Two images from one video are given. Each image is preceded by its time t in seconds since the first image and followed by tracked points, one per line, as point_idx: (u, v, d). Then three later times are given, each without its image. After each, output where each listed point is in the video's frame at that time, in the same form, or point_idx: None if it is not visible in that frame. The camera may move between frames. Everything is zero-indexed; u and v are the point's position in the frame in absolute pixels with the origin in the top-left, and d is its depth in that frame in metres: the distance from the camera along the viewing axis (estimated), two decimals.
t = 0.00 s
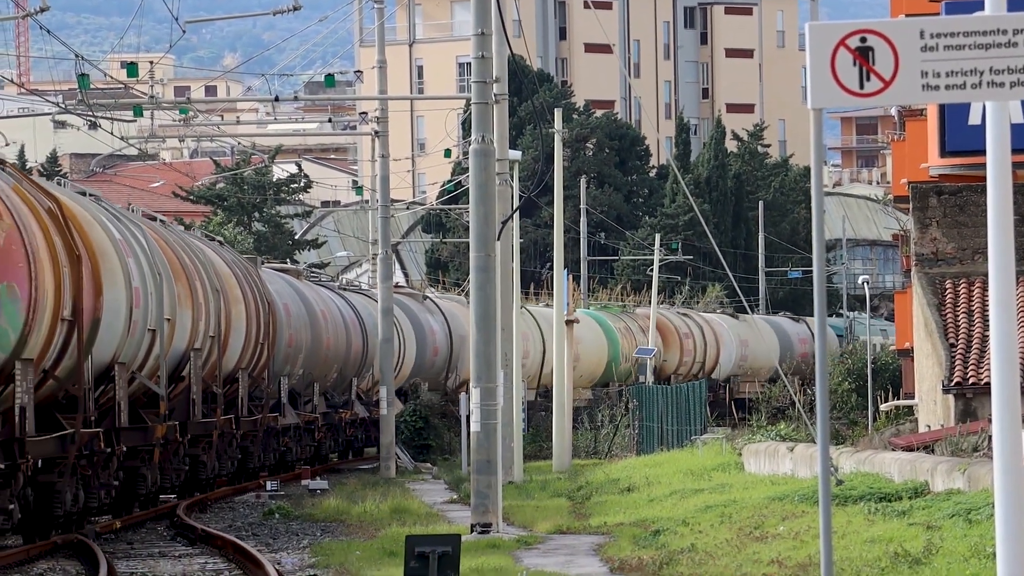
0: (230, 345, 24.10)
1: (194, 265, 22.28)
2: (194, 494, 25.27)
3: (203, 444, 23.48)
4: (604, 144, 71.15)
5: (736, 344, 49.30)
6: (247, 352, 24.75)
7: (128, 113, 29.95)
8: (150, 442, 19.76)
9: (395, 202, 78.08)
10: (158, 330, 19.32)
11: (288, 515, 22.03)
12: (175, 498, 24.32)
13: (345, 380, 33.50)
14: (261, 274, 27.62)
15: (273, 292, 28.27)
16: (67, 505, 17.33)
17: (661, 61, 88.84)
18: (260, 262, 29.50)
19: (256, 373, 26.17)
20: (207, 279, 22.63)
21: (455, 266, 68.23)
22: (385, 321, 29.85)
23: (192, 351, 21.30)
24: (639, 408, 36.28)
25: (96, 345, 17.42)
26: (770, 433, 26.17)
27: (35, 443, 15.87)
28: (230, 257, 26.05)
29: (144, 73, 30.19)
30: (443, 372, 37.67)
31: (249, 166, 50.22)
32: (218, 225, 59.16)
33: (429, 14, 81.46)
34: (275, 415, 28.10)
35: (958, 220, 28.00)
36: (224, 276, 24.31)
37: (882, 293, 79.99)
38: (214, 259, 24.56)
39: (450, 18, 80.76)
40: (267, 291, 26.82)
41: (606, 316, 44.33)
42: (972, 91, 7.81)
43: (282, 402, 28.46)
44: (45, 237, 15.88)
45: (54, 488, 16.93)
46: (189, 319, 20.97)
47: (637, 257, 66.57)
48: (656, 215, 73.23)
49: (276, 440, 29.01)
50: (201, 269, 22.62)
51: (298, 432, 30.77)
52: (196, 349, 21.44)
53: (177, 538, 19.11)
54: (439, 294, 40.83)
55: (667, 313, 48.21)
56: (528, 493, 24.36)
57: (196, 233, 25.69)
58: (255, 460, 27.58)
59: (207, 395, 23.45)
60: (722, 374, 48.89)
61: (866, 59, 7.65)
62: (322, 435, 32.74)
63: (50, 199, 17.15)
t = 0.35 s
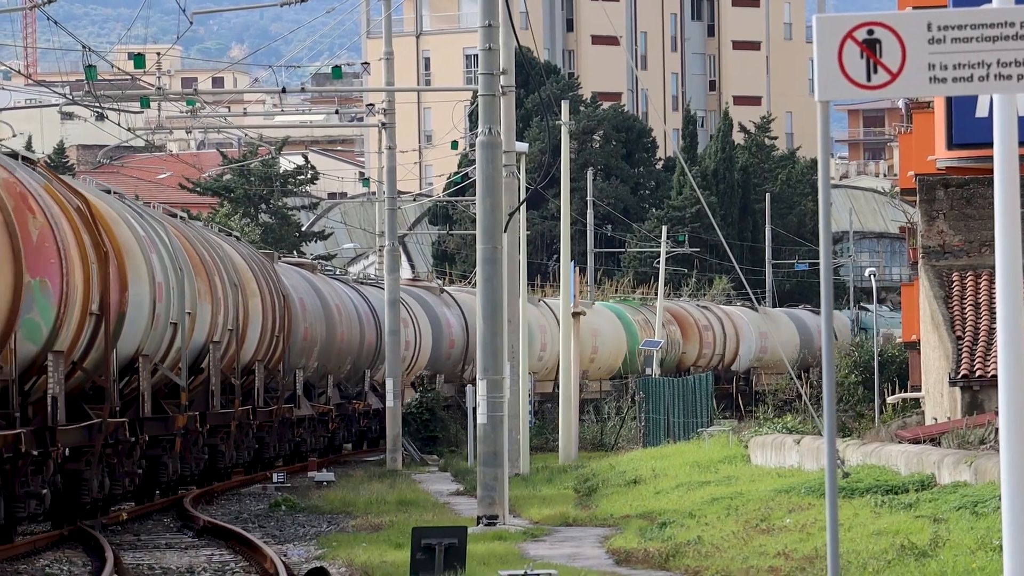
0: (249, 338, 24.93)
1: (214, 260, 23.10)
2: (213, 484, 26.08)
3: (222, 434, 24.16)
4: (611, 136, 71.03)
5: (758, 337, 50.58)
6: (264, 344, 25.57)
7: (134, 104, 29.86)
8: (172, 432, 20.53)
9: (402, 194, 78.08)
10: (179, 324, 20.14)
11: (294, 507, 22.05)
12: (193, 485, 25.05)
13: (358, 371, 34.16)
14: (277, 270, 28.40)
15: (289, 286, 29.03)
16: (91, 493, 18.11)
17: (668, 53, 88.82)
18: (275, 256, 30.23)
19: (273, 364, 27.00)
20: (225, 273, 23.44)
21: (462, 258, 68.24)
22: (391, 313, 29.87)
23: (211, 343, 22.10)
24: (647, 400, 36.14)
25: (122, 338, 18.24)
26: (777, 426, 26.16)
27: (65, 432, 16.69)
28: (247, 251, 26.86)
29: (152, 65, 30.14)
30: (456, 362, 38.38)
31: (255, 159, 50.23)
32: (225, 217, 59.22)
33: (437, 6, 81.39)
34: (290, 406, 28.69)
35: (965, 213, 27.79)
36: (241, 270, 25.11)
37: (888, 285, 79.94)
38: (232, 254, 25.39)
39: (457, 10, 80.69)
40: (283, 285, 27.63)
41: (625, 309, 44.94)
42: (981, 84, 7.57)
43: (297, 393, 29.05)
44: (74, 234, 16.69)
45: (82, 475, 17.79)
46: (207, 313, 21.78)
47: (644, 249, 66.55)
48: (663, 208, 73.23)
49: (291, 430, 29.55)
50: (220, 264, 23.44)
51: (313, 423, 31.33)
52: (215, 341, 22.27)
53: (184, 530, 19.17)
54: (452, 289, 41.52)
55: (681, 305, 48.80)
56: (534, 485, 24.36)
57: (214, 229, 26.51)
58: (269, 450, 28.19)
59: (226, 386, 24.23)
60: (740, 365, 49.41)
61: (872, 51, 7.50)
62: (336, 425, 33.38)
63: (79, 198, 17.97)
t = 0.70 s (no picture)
0: (265, 331, 25.40)
1: (231, 256, 23.55)
2: (231, 473, 26.88)
3: (239, 424, 24.69)
4: (617, 129, 70.98)
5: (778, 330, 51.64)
6: (279, 338, 26.04)
7: (140, 97, 29.85)
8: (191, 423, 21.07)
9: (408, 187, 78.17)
10: (198, 318, 20.58)
11: (300, 500, 22.07)
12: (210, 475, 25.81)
13: (372, 363, 34.57)
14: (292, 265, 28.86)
15: (303, 281, 29.45)
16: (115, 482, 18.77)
17: (674, 46, 88.82)
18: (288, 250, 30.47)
19: (288, 358, 27.46)
20: (241, 269, 23.88)
21: (468, 251, 68.30)
22: (398, 307, 29.87)
23: (228, 337, 22.58)
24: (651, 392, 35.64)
25: (145, 332, 18.68)
26: (782, 419, 26.16)
27: (91, 422, 17.11)
28: (263, 247, 27.32)
29: (157, 58, 30.11)
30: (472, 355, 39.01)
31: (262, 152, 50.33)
32: (231, 209, 59.31)
33: None
34: (304, 399, 29.01)
35: (971, 206, 28.07)
36: (257, 266, 25.56)
37: (894, 278, 79.90)
38: (248, 250, 25.85)
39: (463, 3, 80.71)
40: (297, 279, 28.07)
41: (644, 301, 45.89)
42: (989, 78, 7.10)
43: (312, 386, 29.54)
44: (99, 230, 17.03)
45: (106, 464, 18.36)
46: (224, 308, 22.24)
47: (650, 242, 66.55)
48: (668, 200, 73.25)
49: (305, 422, 30.10)
50: (237, 260, 23.91)
51: (327, 415, 31.87)
52: (233, 335, 22.75)
53: (189, 522, 19.20)
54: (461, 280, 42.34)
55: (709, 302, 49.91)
56: (539, 478, 24.38)
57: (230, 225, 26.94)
58: (284, 442, 28.84)
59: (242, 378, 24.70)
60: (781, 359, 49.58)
61: (878, 44, 7.04)
62: (349, 417, 33.94)
63: (105, 198, 18.34)
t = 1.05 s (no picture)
0: (291, 322, 25.90)
1: (258, 249, 24.04)
2: (255, 459, 27.58)
3: (265, 413, 25.34)
4: (633, 119, 70.94)
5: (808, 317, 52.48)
6: (305, 328, 26.57)
7: (157, 87, 29.86)
8: (219, 410, 21.66)
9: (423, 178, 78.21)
10: (228, 310, 21.08)
11: (316, 489, 22.13)
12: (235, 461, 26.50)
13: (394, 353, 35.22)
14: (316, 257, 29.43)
15: (328, 273, 29.95)
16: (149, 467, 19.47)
17: (690, 36, 88.72)
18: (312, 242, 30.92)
19: (313, 349, 28.00)
20: (269, 262, 24.39)
21: (484, 241, 68.37)
22: (413, 296, 29.86)
23: (257, 328, 23.10)
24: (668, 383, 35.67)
25: (178, 324, 19.17)
26: (798, 409, 26.18)
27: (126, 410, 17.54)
28: (290, 240, 27.85)
29: (174, 48, 30.13)
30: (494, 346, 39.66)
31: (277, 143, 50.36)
32: (246, 201, 59.42)
33: None
34: (327, 388, 29.50)
35: (987, 196, 27.71)
36: (284, 258, 26.08)
37: (910, 269, 79.74)
38: (275, 243, 26.37)
39: None
40: (322, 271, 28.61)
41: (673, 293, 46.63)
42: (1006, 67, 7.09)
43: (336, 375, 30.12)
44: (135, 226, 17.40)
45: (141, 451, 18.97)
46: (253, 300, 22.74)
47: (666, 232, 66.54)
48: (684, 190, 73.21)
49: (329, 412, 30.79)
50: (264, 253, 24.40)
51: (350, 404, 32.57)
52: (260, 327, 23.26)
53: (206, 512, 19.24)
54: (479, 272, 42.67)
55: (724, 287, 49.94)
56: (555, 469, 24.44)
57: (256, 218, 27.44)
58: (309, 430, 29.56)
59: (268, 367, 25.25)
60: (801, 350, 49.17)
61: (895, 34, 7.01)
62: (371, 405, 34.65)
63: (140, 194, 18.78)
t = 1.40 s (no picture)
0: (309, 317, 26.70)
1: (278, 245, 24.86)
2: (275, 449, 28.28)
3: (285, 404, 26.09)
4: (643, 111, 70.92)
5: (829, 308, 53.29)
6: (322, 322, 27.38)
7: (166, 79, 29.84)
8: (242, 401, 22.38)
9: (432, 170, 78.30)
10: (249, 304, 21.83)
11: (326, 482, 22.18)
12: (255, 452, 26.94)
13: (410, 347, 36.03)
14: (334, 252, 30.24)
15: (345, 269, 30.74)
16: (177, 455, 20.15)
17: (700, 28, 88.60)
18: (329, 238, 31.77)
19: (331, 342, 28.77)
20: (287, 258, 25.16)
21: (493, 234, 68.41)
22: (421, 289, 29.88)
23: (276, 321, 23.89)
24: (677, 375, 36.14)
25: (203, 318, 19.91)
26: (808, 401, 26.19)
27: (154, 401, 18.11)
28: (308, 237, 28.66)
29: (183, 41, 30.11)
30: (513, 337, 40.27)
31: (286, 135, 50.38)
32: (256, 192, 59.53)
33: None
34: (345, 380, 30.27)
35: (996, 188, 27.73)
36: (303, 255, 26.90)
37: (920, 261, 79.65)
38: (294, 239, 27.17)
39: None
40: (339, 267, 29.39)
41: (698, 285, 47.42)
42: (1017, 59, 7.05)
43: (352, 367, 30.77)
44: (163, 223, 18.02)
45: (168, 440, 19.66)
46: (272, 294, 23.53)
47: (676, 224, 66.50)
48: (693, 182, 73.20)
49: (347, 403, 31.42)
50: (283, 249, 25.20)
51: (366, 396, 33.26)
52: (280, 320, 24.06)
53: (215, 505, 19.25)
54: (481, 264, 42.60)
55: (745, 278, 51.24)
56: (565, 461, 24.48)
57: (274, 215, 28.28)
58: (326, 421, 30.17)
59: (288, 360, 26.05)
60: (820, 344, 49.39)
61: (904, 27, 7.00)
62: (388, 397, 35.33)
63: (166, 193, 19.48)
